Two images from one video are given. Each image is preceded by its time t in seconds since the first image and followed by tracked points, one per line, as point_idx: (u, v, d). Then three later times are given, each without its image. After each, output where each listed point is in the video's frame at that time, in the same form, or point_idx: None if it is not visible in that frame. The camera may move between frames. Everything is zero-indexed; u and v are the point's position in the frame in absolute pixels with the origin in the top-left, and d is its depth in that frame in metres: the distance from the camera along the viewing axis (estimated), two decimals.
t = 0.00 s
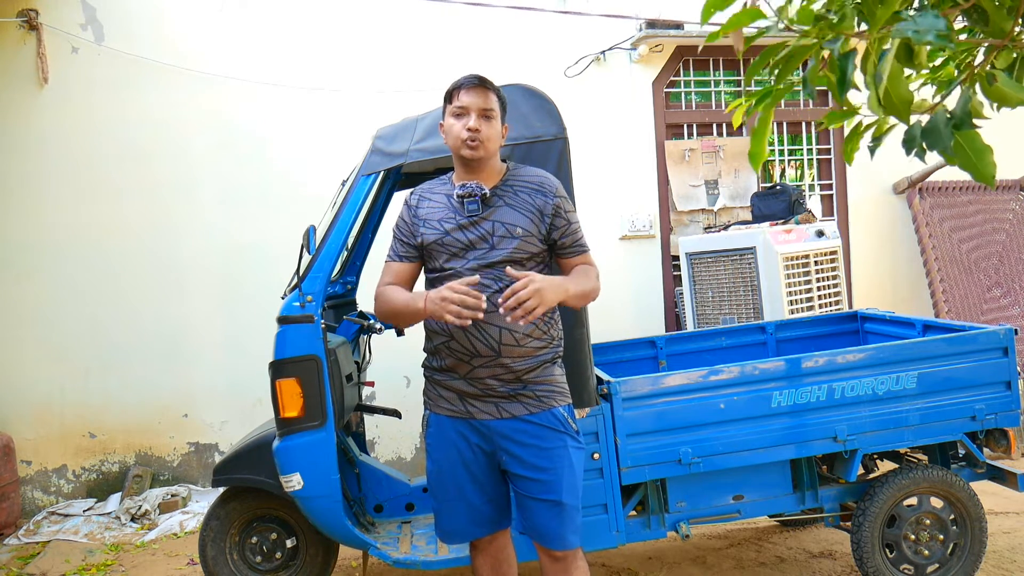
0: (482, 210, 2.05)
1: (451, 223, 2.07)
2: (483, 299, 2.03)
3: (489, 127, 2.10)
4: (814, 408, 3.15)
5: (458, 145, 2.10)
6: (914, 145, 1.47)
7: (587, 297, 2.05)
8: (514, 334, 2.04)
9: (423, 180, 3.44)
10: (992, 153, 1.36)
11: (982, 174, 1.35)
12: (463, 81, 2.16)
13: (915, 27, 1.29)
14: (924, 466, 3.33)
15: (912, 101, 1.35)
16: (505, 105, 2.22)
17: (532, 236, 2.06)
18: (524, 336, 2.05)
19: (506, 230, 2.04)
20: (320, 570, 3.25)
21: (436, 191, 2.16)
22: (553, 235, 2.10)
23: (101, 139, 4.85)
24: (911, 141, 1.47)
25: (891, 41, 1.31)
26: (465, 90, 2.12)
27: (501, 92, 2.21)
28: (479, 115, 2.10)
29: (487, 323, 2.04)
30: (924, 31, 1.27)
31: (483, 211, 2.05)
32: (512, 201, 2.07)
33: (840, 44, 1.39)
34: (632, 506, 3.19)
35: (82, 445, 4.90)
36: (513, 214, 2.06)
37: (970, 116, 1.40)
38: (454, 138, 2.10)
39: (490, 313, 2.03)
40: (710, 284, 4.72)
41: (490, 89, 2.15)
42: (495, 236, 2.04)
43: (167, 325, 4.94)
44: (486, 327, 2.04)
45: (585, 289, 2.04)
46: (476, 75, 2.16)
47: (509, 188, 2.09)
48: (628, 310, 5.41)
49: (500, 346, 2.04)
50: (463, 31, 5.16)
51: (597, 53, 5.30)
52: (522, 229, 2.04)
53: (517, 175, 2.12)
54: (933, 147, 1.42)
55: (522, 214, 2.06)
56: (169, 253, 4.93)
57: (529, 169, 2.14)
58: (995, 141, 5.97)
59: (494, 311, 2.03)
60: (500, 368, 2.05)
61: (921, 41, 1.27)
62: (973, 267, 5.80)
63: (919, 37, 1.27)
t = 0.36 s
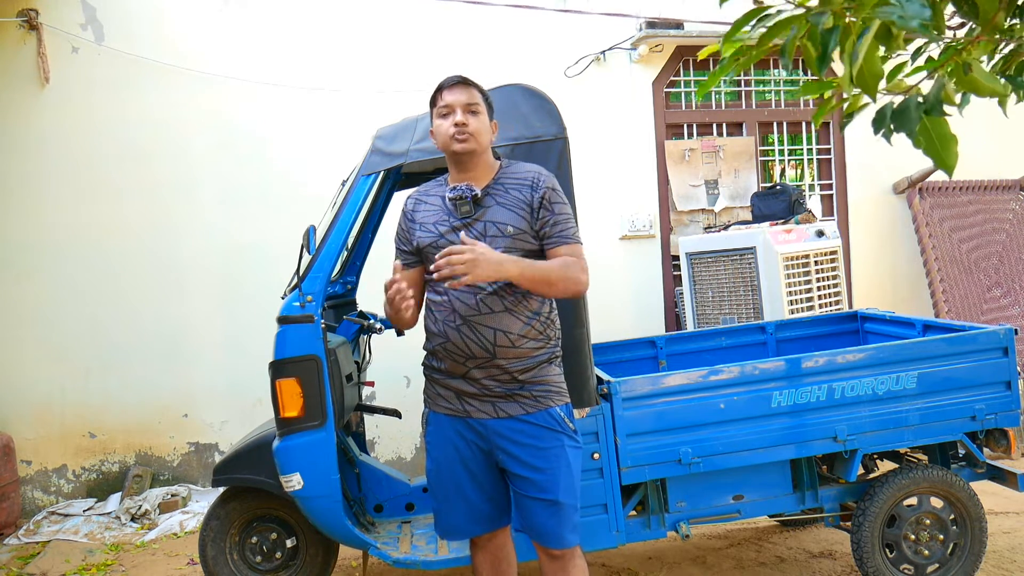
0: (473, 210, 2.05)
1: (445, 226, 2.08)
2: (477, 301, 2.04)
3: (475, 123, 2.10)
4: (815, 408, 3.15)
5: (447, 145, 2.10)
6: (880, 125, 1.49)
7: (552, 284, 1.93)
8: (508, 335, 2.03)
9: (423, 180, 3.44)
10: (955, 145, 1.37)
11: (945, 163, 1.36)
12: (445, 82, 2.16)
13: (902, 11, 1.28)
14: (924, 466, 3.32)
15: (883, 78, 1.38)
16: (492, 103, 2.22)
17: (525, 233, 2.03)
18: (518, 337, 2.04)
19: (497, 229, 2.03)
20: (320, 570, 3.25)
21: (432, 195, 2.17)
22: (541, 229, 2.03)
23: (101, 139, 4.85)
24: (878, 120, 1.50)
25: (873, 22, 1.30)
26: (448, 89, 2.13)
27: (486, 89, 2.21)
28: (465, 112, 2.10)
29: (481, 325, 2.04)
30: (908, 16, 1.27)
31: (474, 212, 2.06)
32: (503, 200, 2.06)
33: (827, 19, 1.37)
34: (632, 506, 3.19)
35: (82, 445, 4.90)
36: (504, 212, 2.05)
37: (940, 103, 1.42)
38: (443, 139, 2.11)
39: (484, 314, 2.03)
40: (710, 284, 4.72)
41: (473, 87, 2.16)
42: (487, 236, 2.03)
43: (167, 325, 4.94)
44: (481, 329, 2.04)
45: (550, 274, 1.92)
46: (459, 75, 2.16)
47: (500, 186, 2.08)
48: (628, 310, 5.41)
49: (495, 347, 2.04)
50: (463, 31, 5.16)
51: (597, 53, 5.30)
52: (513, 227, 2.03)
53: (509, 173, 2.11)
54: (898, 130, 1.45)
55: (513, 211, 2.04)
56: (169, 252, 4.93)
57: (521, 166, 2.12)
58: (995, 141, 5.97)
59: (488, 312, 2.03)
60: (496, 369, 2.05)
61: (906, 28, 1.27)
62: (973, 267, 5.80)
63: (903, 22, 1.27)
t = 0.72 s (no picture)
0: (463, 212, 2.05)
1: (438, 229, 2.09)
2: (471, 302, 2.04)
3: (460, 127, 2.09)
4: (815, 408, 3.15)
5: (436, 152, 2.11)
6: (898, 138, 1.47)
7: (520, 289, 1.94)
8: (503, 335, 2.03)
9: (422, 180, 3.44)
10: (974, 148, 1.42)
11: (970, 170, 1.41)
12: (429, 88, 2.15)
13: (913, 22, 1.29)
14: (924, 466, 3.32)
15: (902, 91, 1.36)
16: (478, 101, 2.20)
17: (515, 232, 2.02)
18: (514, 337, 2.04)
19: (488, 230, 2.03)
20: (320, 570, 3.25)
21: (426, 198, 2.18)
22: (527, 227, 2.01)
23: (101, 139, 4.85)
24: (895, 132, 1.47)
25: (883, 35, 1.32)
26: (432, 95, 2.12)
27: (472, 90, 2.19)
28: (449, 117, 2.10)
29: (476, 325, 2.04)
30: (921, 26, 1.27)
31: (464, 214, 2.05)
32: (492, 200, 2.05)
33: (837, 36, 1.39)
34: (632, 506, 3.19)
35: (82, 445, 4.90)
36: (494, 212, 2.04)
37: (956, 109, 1.42)
38: (431, 145, 2.12)
39: (479, 315, 2.04)
40: (710, 284, 4.72)
41: (457, 90, 2.14)
42: (478, 238, 2.03)
43: (167, 326, 4.94)
44: (476, 330, 2.05)
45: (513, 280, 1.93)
46: (442, 78, 2.15)
47: (490, 187, 2.07)
48: (628, 310, 5.41)
49: (490, 347, 2.04)
50: (463, 31, 5.16)
51: (597, 53, 5.30)
52: (503, 227, 2.02)
53: (498, 173, 2.10)
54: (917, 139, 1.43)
55: (502, 211, 2.03)
56: (169, 252, 4.93)
57: (510, 165, 2.10)
58: (995, 141, 5.97)
59: (482, 313, 2.04)
60: (492, 369, 2.06)
61: (919, 38, 1.27)
62: (973, 267, 5.80)
63: (915, 33, 1.27)
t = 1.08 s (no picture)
0: (466, 214, 2.05)
1: (439, 230, 2.08)
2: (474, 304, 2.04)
3: (463, 130, 2.10)
4: (815, 408, 3.15)
5: (438, 153, 2.11)
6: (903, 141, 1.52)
7: (540, 300, 2.01)
8: (505, 335, 2.04)
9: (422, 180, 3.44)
10: (982, 146, 1.40)
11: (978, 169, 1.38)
12: (432, 88, 2.15)
13: (899, 23, 1.31)
14: (924, 466, 3.32)
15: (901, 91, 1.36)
16: (479, 102, 2.20)
17: (519, 235, 2.04)
18: (516, 337, 2.04)
19: (491, 232, 2.03)
20: (320, 570, 3.25)
21: (425, 197, 2.17)
22: (536, 232, 2.05)
23: (101, 139, 4.85)
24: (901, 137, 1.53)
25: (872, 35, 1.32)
26: (435, 96, 2.12)
27: (474, 91, 2.19)
28: (453, 120, 2.10)
29: (479, 327, 2.04)
30: (906, 27, 1.30)
31: (466, 215, 2.05)
32: (495, 201, 2.05)
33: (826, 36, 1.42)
34: (632, 506, 3.19)
35: (82, 445, 4.90)
36: (497, 214, 2.04)
37: (959, 112, 1.44)
38: (434, 147, 2.11)
39: (481, 316, 2.04)
40: (710, 284, 4.72)
41: (460, 91, 2.14)
42: (482, 240, 2.04)
43: (167, 326, 4.94)
44: (478, 331, 2.04)
45: (533, 292, 2.00)
46: (445, 79, 2.15)
47: (492, 188, 2.08)
48: (628, 310, 5.41)
49: (492, 348, 2.04)
50: (463, 31, 5.16)
51: (597, 53, 5.30)
52: (507, 230, 2.03)
53: (500, 174, 2.10)
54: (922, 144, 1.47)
55: (505, 213, 2.04)
56: (169, 253, 4.93)
57: (512, 166, 2.11)
58: (995, 140, 5.97)
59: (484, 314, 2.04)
60: (494, 369, 2.06)
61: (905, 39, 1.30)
62: (973, 268, 5.80)
63: (901, 34, 1.30)
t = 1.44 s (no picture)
0: (473, 213, 2.05)
1: (444, 229, 2.07)
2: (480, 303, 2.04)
3: (473, 131, 2.10)
4: (815, 408, 3.15)
5: (446, 153, 2.10)
6: (904, 141, 1.50)
7: (548, 302, 2.04)
8: (512, 335, 2.05)
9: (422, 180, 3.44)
10: (981, 149, 1.41)
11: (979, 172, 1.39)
12: (443, 86, 2.14)
13: (915, 25, 1.35)
14: (924, 466, 3.33)
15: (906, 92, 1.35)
16: (487, 104, 2.21)
17: (526, 238, 2.06)
18: (522, 337, 2.06)
19: (498, 233, 2.04)
20: (320, 570, 3.25)
21: (427, 195, 2.16)
22: (542, 235, 2.07)
23: (101, 139, 4.85)
24: (901, 136, 1.51)
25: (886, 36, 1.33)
26: (447, 94, 2.12)
27: (482, 92, 2.19)
28: (463, 121, 2.10)
29: (485, 326, 2.04)
30: (924, 29, 1.33)
31: (474, 215, 2.05)
32: (503, 203, 2.06)
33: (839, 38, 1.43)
34: (632, 506, 3.19)
35: (82, 445, 4.90)
36: (504, 216, 2.05)
37: (963, 112, 1.43)
38: (441, 146, 2.11)
39: (488, 316, 2.04)
40: (710, 284, 4.72)
41: (471, 91, 2.14)
42: (489, 241, 2.04)
43: (167, 326, 4.94)
44: (486, 331, 2.04)
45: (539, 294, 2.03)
46: (456, 78, 2.14)
47: (498, 189, 2.09)
48: (628, 310, 5.41)
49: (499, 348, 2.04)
50: (463, 31, 5.16)
51: (597, 53, 5.30)
52: (515, 231, 2.05)
53: (506, 175, 2.11)
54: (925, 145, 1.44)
55: (512, 215, 2.05)
56: (169, 252, 4.93)
57: (518, 168, 2.12)
58: (995, 140, 5.97)
59: (491, 313, 2.04)
60: (499, 369, 2.06)
61: (923, 40, 1.33)
62: (973, 268, 5.80)
63: (919, 36, 1.33)
